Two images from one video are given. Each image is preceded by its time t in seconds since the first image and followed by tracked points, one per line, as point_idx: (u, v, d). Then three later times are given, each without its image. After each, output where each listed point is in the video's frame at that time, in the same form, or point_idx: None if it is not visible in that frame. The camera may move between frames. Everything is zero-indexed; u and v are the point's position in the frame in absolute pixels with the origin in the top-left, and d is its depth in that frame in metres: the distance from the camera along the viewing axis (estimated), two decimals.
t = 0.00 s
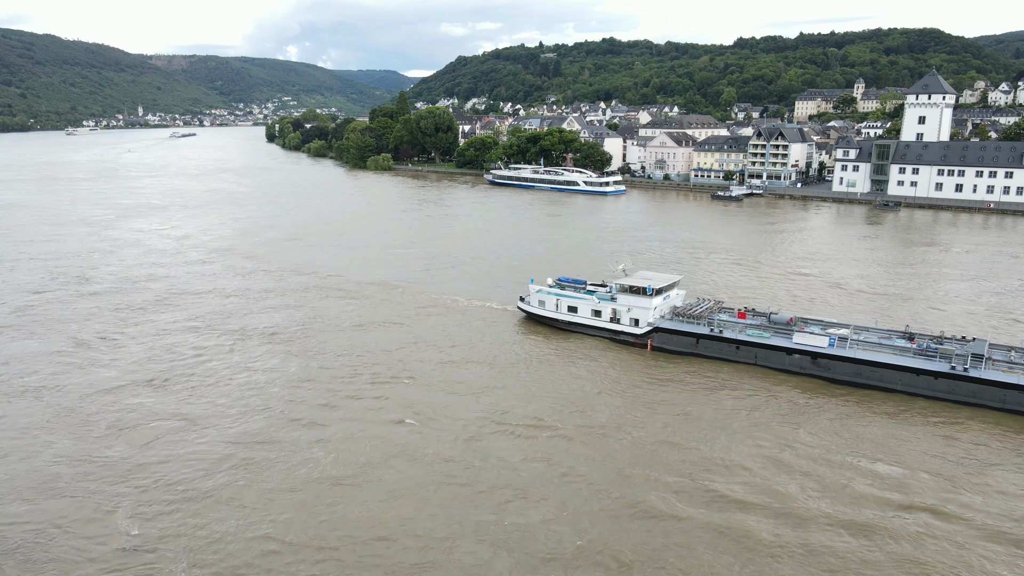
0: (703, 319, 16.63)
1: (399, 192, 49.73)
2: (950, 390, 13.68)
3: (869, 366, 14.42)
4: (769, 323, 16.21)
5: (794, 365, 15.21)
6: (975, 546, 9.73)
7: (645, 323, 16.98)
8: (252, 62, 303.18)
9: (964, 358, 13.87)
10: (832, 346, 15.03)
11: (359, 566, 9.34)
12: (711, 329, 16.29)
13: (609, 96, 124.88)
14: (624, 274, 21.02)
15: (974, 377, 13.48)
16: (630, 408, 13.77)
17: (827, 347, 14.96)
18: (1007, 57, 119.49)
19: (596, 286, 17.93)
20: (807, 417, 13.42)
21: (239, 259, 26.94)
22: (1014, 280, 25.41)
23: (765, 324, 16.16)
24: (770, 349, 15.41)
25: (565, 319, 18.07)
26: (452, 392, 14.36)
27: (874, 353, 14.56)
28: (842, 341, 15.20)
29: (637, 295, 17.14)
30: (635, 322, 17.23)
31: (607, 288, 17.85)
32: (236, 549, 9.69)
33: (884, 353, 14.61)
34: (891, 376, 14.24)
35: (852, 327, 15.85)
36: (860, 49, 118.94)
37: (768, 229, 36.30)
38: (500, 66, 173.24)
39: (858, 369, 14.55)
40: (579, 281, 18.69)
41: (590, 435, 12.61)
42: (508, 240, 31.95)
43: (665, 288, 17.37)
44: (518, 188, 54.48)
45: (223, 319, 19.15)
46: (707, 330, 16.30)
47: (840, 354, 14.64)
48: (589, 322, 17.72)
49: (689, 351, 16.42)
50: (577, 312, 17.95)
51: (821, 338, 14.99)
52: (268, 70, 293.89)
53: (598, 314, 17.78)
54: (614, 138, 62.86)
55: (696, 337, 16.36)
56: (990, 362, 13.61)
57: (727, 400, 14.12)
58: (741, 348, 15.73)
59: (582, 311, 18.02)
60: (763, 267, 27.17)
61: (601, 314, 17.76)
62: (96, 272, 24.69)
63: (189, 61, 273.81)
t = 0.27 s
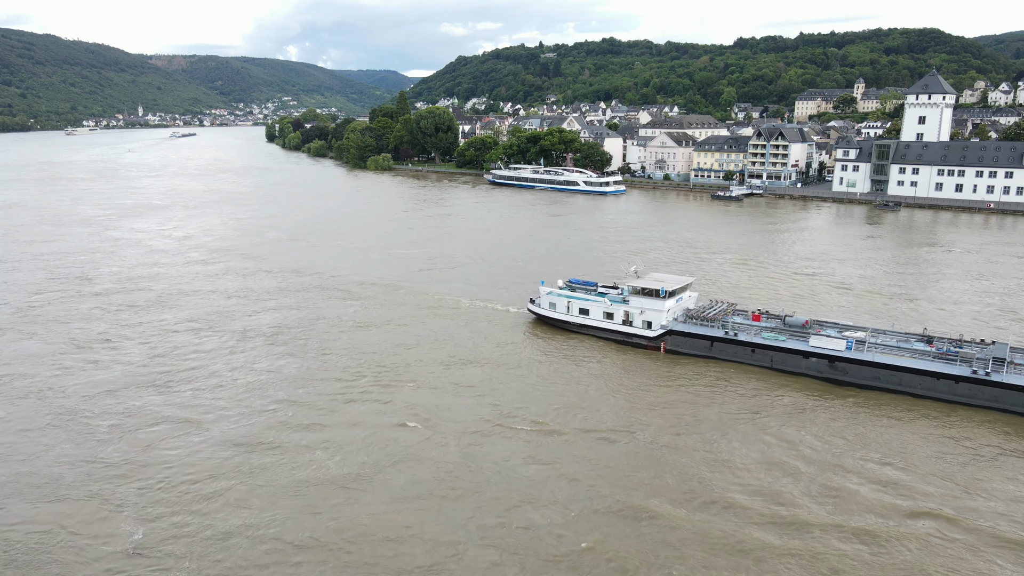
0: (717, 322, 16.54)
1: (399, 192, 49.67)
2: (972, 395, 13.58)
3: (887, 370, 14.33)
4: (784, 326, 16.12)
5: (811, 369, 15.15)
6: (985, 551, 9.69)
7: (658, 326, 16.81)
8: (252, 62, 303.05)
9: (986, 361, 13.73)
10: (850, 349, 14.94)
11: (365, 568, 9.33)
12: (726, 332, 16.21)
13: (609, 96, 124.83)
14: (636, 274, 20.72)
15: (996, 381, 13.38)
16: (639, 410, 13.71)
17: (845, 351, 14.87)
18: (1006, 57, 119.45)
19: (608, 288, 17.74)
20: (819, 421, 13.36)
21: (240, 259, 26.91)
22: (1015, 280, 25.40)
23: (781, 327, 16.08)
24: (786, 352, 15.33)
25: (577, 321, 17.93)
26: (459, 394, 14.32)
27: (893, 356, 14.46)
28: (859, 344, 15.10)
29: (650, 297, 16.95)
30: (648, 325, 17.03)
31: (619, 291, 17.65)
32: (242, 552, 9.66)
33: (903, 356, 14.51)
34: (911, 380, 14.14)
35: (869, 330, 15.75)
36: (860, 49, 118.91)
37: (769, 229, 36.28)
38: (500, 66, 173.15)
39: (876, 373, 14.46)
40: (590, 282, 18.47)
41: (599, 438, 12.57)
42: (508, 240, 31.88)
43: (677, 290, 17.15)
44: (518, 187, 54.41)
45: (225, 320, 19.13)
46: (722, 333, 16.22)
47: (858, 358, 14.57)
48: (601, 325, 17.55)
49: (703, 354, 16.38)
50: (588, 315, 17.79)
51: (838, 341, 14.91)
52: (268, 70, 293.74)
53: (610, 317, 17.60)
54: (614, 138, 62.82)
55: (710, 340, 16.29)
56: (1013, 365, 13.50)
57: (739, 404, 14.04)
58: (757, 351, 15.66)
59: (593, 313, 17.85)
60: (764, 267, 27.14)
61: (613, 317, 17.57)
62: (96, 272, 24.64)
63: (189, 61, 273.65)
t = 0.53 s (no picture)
0: (732, 325, 16.47)
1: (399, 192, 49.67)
2: (993, 400, 13.48)
3: (907, 374, 14.24)
4: (800, 329, 16.05)
5: (828, 373, 15.05)
6: (993, 557, 9.68)
7: (672, 329, 16.79)
8: (252, 62, 303.08)
9: (1008, 366, 13.63)
10: (868, 353, 14.86)
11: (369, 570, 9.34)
12: (741, 335, 16.15)
13: (609, 96, 124.82)
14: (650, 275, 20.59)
15: (1018, 386, 13.27)
16: (647, 414, 13.65)
17: (862, 354, 14.79)
18: (1005, 57, 119.47)
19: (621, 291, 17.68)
20: (832, 425, 13.30)
21: (240, 259, 26.88)
22: (1016, 280, 25.41)
23: (796, 330, 16.02)
24: (803, 356, 15.24)
25: (589, 324, 17.86)
26: (464, 397, 14.26)
27: (913, 360, 14.37)
28: (877, 348, 15.01)
29: (663, 299, 16.89)
30: (661, 328, 16.97)
31: (632, 294, 17.58)
32: (243, 556, 9.64)
33: (922, 360, 14.42)
34: (931, 385, 14.04)
35: (887, 334, 15.66)
36: (860, 49, 118.94)
37: (769, 228, 36.28)
38: (500, 66, 173.12)
39: (895, 377, 14.37)
40: (601, 284, 18.41)
41: (607, 442, 12.52)
42: (507, 240, 31.81)
43: (690, 292, 17.05)
44: (518, 187, 54.38)
45: (226, 322, 19.12)
46: (737, 336, 16.16)
47: (877, 362, 14.48)
48: (613, 327, 17.47)
49: (718, 357, 16.30)
50: (600, 317, 17.72)
51: (856, 345, 14.85)
52: (268, 70, 293.69)
53: (622, 320, 17.50)
54: (614, 138, 62.82)
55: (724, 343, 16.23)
56: None
57: (751, 408, 13.98)
58: (773, 355, 15.59)
59: (605, 316, 17.77)
60: (764, 267, 27.11)
61: (625, 320, 17.48)
62: (96, 273, 24.60)
63: (188, 61, 273.61)
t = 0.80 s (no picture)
0: (746, 328, 16.59)
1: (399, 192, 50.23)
2: (1014, 404, 13.55)
3: (926, 378, 14.29)
4: (815, 332, 16.14)
5: (845, 376, 15.12)
6: (958, 550, 10.19)
7: (684, 331, 16.99)
8: (252, 62, 304.04)
9: None
10: (885, 356, 14.92)
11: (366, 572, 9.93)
12: (756, 338, 16.27)
13: (609, 96, 125.45)
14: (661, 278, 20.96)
15: None
16: (641, 416, 14.16)
17: (880, 358, 14.85)
18: (1005, 56, 119.74)
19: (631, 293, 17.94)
20: (823, 424, 13.76)
21: (244, 260, 27.47)
22: (1006, 281, 25.89)
23: (811, 333, 16.10)
24: (819, 359, 15.33)
25: (600, 326, 18.11)
26: (463, 401, 14.82)
27: (931, 364, 14.42)
28: (895, 351, 15.05)
29: (675, 301, 17.12)
30: (673, 330, 17.20)
31: (642, 296, 17.85)
32: (249, 558, 10.24)
33: (940, 364, 14.47)
34: (950, 389, 14.07)
35: (903, 337, 15.70)
36: (860, 49, 119.40)
37: (764, 229, 36.84)
38: (501, 66, 173.74)
39: (914, 381, 14.43)
40: (612, 286, 18.67)
41: (599, 445, 13.05)
42: (507, 240, 32.38)
43: (703, 294, 17.25)
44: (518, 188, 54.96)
45: (231, 324, 19.69)
46: (751, 339, 16.27)
47: (894, 365, 14.55)
48: (625, 330, 17.71)
49: (732, 360, 16.43)
50: (612, 319, 17.95)
51: (873, 348, 14.85)
52: (268, 70, 294.38)
53: (634, 322, 17.74)
54: (614, 138, 63.44)
55: (739, 346, 16.35)
56: None
57: (745, 409, 14.44)
58: (788, 358, 15.69)
59: (617, 318, 18.01)
60: (759, 267, 27.62)
61: (637, 322, 17.72)
62: (103, 275, 25.21)
63: (189, 61, 274.58)
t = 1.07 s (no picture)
0: (761, 331, 16.38)
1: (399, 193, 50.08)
2: None
3: (946, 382, 14.11)
4: (831, 334, 15.94)
5: (863, 380, 14.96)
6: (970, 553, 10.10)
7: (699, 334, 16.81)
8: (252, 62, 303.96)
9: None
10: (903, 360, 14.74)
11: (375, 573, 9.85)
12: (771, 341, 16.07)
13: (609, 96, 125.32)
14: (671, 281, 20.85)
15: None
16: (649, 417, 14.07)
17: (898, 362, 14.67)
18: (1005, 56, 119.69)
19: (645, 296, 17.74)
20: (835, 427, 13.67)
21: (245, 261, 27.36)
22: (1008, 281, 25.79)
23: (827, 336, 15.91)
24: (836, 363, 15.15)
25: (613, 329, 17.88)
26: (469, 402, 14.72)
27: (950, 368, 14.24)
28: (914, 354, 14.87)
29: (689, 304, 16.96)
30: (687, 333, 17.04)
31: (655, 299, 17.66)
32: (256, 559, 10.16)
33: (960, 368, 14.29)
34: (971, 394, 13.90)
35: (921, 340, 15.49)
36: (860, 49, 119.32)
37: (765, 229, 36.72)
38: (501, 66, 173.62)
39: (933, 386, 14.25)
40: (622, 289, 18.50)
41: (608, 446, 12.97)
42: (507, 241, 32.23)
43: (716, 297, 17.09)
44: (518, 188, 54.82)
45: (234, 324, 19.59)
46: (767, 342, 16.07)
47: (913, 369, 14.37)
48: (638, 333, 17.50)
49: (747, 363, 16.26)
50: (625, 322, 17.75)
51: (891, 352, 14.68)
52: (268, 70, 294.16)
53: (647, 325, 17.54)
54: (614, 138, 63.30)
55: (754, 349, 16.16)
56: None
57: (756, 412, 14.33)
58: (805, 361, 15.50)
59: (629, 321, 17.81)
60: (761, 267, 27.51)
61: (650, 325, 17.52)
62: (103, 275, 25.10)
63: (189, 61, 274.38)
